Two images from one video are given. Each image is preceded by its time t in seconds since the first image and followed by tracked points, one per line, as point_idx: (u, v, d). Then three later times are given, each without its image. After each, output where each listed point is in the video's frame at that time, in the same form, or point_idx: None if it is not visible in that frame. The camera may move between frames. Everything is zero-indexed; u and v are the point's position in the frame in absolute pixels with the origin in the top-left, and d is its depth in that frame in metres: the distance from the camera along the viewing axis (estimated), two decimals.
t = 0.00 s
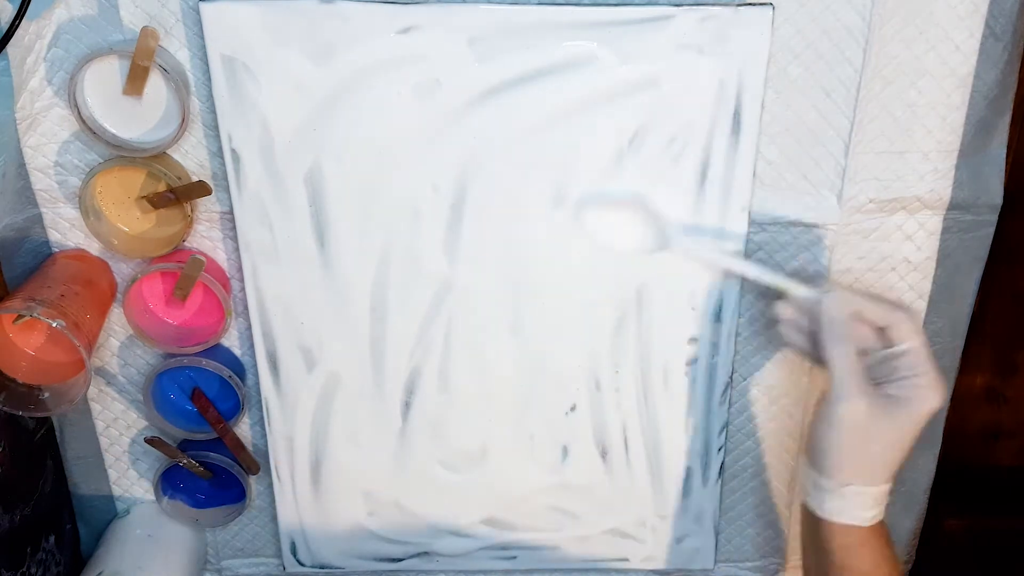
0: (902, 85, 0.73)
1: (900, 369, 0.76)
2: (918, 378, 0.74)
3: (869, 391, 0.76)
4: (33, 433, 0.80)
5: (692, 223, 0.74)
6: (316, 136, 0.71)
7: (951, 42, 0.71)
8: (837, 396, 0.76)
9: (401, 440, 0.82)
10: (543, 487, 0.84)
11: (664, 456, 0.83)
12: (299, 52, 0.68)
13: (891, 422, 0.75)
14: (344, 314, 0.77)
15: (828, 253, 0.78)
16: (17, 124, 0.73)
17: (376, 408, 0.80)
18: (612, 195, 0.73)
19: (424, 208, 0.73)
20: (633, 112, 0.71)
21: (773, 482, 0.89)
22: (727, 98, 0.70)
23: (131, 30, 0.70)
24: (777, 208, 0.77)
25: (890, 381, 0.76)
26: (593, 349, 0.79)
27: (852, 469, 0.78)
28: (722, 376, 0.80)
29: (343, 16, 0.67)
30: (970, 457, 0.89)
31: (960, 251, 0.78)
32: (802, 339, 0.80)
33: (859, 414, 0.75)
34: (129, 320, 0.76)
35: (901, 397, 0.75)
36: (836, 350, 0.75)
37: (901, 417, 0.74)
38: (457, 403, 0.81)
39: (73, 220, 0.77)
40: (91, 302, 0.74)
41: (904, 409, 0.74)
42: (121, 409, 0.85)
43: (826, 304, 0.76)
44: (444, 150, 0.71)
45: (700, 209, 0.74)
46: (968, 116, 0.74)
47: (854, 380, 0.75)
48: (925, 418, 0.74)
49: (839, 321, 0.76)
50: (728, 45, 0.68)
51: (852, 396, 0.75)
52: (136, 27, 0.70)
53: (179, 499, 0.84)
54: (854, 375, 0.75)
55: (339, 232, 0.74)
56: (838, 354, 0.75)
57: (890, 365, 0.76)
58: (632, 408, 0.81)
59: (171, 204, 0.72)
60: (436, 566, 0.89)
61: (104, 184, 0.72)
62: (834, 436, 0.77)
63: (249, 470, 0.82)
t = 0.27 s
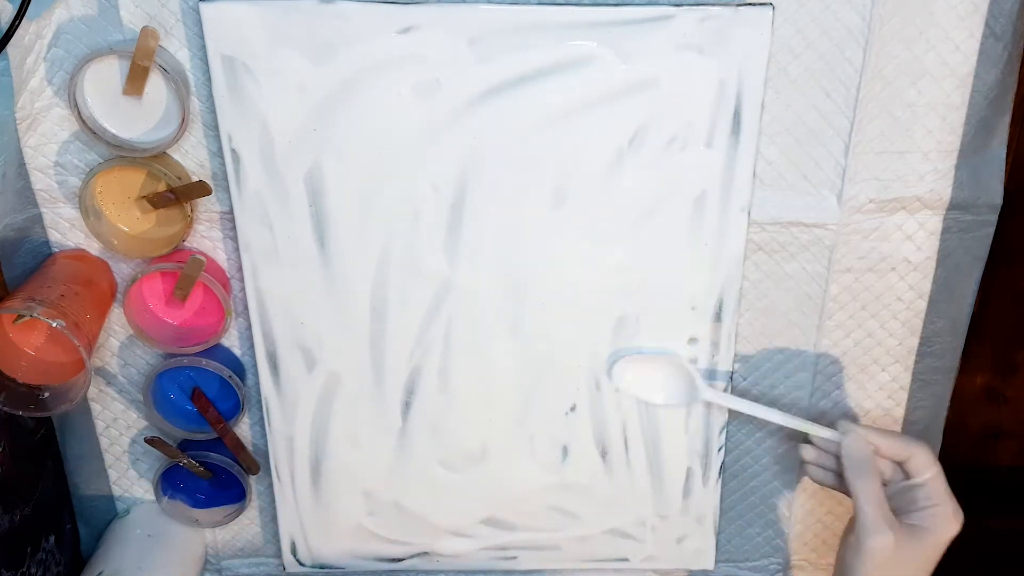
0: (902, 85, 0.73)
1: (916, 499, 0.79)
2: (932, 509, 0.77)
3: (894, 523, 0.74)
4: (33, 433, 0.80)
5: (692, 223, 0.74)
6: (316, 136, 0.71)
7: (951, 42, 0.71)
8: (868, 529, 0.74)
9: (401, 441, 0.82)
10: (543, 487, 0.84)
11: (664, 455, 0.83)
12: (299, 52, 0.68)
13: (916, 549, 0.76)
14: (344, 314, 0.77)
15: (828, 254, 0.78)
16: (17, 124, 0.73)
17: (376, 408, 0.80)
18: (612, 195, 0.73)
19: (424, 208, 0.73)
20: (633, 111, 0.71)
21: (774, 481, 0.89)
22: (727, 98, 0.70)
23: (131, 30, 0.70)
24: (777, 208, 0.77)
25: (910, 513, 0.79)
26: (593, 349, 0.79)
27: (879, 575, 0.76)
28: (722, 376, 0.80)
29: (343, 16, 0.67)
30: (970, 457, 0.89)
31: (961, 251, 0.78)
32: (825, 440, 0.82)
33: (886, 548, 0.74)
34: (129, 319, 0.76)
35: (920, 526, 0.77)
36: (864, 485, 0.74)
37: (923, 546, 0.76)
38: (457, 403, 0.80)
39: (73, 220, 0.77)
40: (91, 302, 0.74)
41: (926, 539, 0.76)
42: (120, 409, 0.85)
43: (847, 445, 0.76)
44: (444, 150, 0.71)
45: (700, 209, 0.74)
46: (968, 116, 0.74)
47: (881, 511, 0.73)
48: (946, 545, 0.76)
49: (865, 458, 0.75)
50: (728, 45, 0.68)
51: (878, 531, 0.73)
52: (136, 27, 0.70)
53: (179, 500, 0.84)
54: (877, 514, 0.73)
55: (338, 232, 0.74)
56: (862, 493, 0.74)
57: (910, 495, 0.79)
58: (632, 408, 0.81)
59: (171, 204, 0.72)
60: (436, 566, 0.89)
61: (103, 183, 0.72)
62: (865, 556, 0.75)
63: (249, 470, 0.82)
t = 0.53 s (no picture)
0: (901, 85, 0.73)
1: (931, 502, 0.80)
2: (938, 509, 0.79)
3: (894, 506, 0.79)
4: (33, 433, 0.80)
5: (693, 223, 0.74)
6: (316, 136, 0.71)
7: (951, 42, 0.71)
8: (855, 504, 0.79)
9: (401, 441, 0.82)
10: (543, 487, 0.84)
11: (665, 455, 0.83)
12: (299, 52, 0.68)
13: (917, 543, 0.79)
14: (344, 315, 0.77)
15: (828, 254, 0.79)
16: (17, 124, 0.73)
17: (377, 408, 0.80)
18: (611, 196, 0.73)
19: (424, 208, 0.73)
20: (634, 112, 0.71)
21: (774, 481, 0.89)
22: (727, 98, 0.70)
23: (131, 30, 0.70)
24: (777, 209, 0.77)
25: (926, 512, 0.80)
26: (594, 349, 0.79)
27: None
28: (722, 376, 0.80)
29: (344, 16, 0.67)
30: (971, 458, 0.89)
31: (961, 250, 0.78)
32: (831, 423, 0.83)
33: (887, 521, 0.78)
34: (129, 319, 0.76)
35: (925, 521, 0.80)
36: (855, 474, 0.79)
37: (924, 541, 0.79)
38: (458, 402, 0.81)
39: (73, 220, 0.77)
40: (91, 302, 0.74)
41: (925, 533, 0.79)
42: (121, 409, 0.85)
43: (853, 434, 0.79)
44: (445, 150, 0.71)
45: (700, 209, 0.74)
46: (968, 116, 0.74)
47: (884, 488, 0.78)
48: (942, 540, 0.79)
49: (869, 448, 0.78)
50: (728, 45, 0.68)
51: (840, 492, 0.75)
52: (136, 27, 0.70)
53: (179, 499, 0.84)
54: (831, 470, 0.76)
55: (339, 232, 0.74)
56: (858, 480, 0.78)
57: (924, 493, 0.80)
58: (632, 408, 0.81)
59: (171, 204, 0.72)
60: (436, 566, 0.89)
61: (103, 183, 0.72)
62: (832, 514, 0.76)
63: (249, 470, 0.82)
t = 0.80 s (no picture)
0: (903, 84, 0.73)
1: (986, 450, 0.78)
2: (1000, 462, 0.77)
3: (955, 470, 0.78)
4: (31, 434, 0.80)
5: (693, 223, 0.74)
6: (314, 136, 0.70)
7: (953, 41, 0.71)
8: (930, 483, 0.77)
9: (401, 442, 0.82)
10: (543, 488, 0.84)
11: (665, 456, 0.83)
12: (298, 51, 0.67)
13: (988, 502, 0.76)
14: (343, 316, 0.76)
15: (829, 254, 0.78)
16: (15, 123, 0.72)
17: (376, 409, 0.80)
18: (612, 196, 0.73)
19: (423, 207, 0.73)
20: (634, 111, 0.70)
21: (775, 482, 0.88)
22: (728, 97, 0.70)
23: (129, 28, 0.70)
24: (778, 208, 0.77)
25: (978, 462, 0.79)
26: (594, 349, 0.78)
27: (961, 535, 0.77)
28: (723, 376, 0.79)
29: (342, 15, 0.66)
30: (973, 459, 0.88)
31: (962, 250, 0.78)
32: (882, 425, 0.83)
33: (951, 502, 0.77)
34: (127, 319, 0.76)
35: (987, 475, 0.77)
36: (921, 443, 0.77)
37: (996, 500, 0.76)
38: (458, 402, 0.80)
39: (71, 219, 0.76)
40: (89, 302, 0.73)
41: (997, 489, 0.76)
42: (119, 409, 0.84)
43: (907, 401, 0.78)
44: (444, 149, 0.71)
45: (701, 208, 0.73)
46: (969, 116, 0.74)
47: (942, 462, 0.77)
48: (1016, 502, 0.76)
49: (924, 414, 0.77)
50: (729, 44, 0.68)
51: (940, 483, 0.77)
52: (134, 26, 0.69)
53: (177, 500, 0.84)
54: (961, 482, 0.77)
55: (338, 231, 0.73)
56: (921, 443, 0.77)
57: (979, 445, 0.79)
58: (633, 409, 0.81)
59: (169, 204, 0.72)
60: (435, 568, 0.88)
61: (102, 183, 0.71)
62: (929, 508, 0.77)
63: (247, 470, 0.81)
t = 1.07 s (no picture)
0: (901, 86, 0.73)
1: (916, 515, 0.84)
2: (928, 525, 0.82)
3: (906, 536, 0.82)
4: (35, 432, 0.80)
5: (693, 224, 0.74)
6: (317, 137, 0.71)
7: (950, 42, 0.72)
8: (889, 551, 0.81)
9: (402, 441, 0.82)
10: (544, 487, 0.85)
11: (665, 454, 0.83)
12: (301, 53, 0.68)
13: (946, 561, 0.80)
14: (345, 315, 0.77)
15: (827, 254, 0.79)
16: (19, 124, 0.73)
17: (377, 408, 0.81)
18: (611, 197, 0.73)
19: (424, 208, 0.73)
20: (634, 112, 0.71)
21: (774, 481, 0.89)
22: (727, 98, 0.70)
23: (133, 30, 0.70)
24: (776, 209, 0.77)
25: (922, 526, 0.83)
26: (594, 349, 0.79)
27: None
28: (722, 375, 0.80)
29: (344, 17, 0.67)
30: (970, 456, 0.89)
31: (960, 250, 0.79)
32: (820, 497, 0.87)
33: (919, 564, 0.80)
34: (130, 319, 0.76)
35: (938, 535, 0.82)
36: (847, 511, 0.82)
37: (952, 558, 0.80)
38: (458, 401, 0.81)
39: (74, 220, 0.77)
40: (93, 302, 0.74)
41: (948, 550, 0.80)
42: (122, 409, 0.85)
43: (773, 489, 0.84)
44: (446, 150, 0.71)
45: (701, 209, 0.74)
46: (967, 117, 0.74)
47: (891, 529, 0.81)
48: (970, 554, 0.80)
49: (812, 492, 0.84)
50: (728, 46, 0.69)
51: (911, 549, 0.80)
52: (137, 28, 0.70)
53: (180, 499, 0.84)
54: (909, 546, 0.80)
55: (340, 232, 0.74)
56: None
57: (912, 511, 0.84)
58: (632, 408, 0.81)
59: (172, 205, 0.72)
60: (436, 565, 0.89)
61: (105, 184, 0.72)
62: None
63: (249, 469, 0.81)
